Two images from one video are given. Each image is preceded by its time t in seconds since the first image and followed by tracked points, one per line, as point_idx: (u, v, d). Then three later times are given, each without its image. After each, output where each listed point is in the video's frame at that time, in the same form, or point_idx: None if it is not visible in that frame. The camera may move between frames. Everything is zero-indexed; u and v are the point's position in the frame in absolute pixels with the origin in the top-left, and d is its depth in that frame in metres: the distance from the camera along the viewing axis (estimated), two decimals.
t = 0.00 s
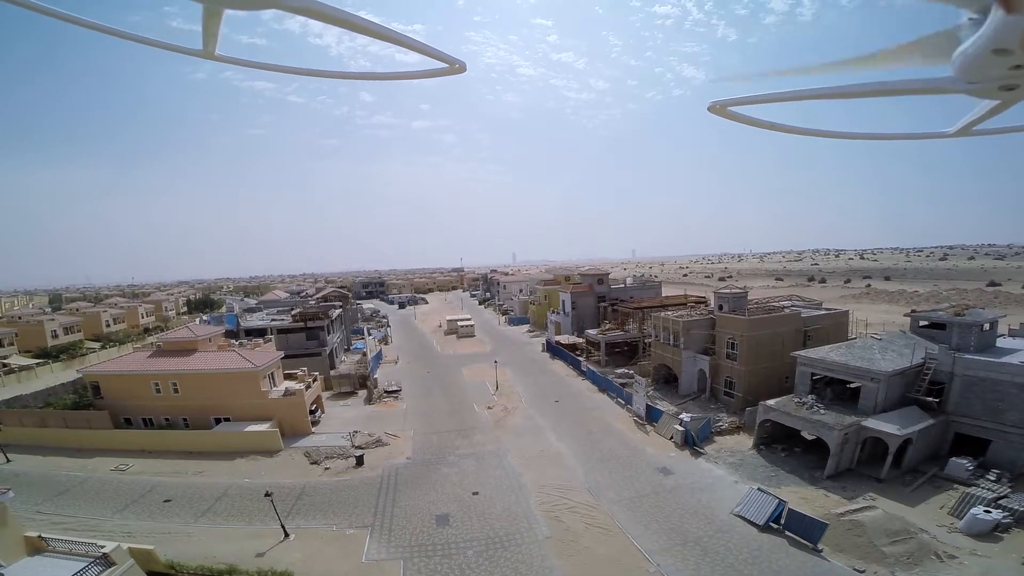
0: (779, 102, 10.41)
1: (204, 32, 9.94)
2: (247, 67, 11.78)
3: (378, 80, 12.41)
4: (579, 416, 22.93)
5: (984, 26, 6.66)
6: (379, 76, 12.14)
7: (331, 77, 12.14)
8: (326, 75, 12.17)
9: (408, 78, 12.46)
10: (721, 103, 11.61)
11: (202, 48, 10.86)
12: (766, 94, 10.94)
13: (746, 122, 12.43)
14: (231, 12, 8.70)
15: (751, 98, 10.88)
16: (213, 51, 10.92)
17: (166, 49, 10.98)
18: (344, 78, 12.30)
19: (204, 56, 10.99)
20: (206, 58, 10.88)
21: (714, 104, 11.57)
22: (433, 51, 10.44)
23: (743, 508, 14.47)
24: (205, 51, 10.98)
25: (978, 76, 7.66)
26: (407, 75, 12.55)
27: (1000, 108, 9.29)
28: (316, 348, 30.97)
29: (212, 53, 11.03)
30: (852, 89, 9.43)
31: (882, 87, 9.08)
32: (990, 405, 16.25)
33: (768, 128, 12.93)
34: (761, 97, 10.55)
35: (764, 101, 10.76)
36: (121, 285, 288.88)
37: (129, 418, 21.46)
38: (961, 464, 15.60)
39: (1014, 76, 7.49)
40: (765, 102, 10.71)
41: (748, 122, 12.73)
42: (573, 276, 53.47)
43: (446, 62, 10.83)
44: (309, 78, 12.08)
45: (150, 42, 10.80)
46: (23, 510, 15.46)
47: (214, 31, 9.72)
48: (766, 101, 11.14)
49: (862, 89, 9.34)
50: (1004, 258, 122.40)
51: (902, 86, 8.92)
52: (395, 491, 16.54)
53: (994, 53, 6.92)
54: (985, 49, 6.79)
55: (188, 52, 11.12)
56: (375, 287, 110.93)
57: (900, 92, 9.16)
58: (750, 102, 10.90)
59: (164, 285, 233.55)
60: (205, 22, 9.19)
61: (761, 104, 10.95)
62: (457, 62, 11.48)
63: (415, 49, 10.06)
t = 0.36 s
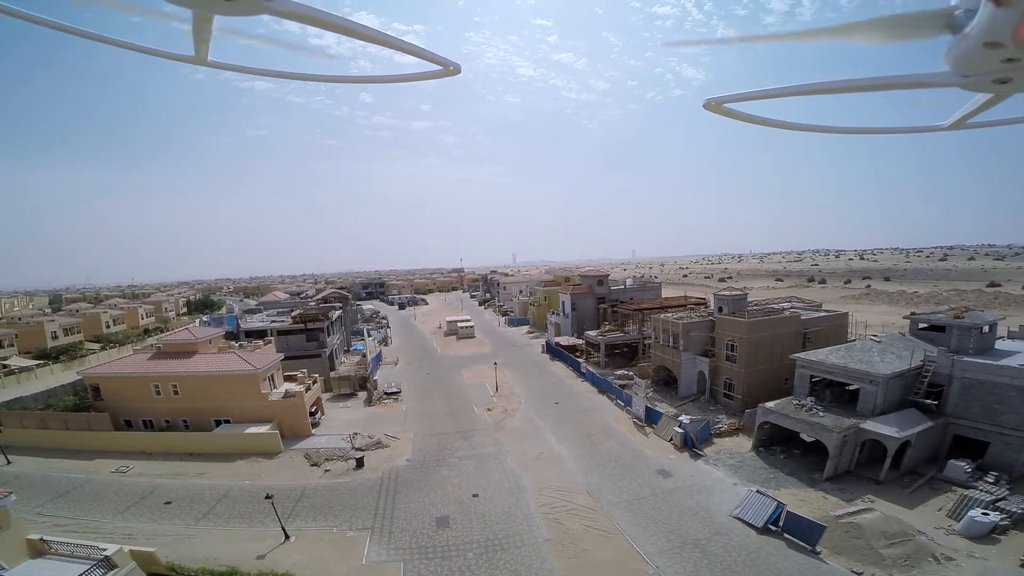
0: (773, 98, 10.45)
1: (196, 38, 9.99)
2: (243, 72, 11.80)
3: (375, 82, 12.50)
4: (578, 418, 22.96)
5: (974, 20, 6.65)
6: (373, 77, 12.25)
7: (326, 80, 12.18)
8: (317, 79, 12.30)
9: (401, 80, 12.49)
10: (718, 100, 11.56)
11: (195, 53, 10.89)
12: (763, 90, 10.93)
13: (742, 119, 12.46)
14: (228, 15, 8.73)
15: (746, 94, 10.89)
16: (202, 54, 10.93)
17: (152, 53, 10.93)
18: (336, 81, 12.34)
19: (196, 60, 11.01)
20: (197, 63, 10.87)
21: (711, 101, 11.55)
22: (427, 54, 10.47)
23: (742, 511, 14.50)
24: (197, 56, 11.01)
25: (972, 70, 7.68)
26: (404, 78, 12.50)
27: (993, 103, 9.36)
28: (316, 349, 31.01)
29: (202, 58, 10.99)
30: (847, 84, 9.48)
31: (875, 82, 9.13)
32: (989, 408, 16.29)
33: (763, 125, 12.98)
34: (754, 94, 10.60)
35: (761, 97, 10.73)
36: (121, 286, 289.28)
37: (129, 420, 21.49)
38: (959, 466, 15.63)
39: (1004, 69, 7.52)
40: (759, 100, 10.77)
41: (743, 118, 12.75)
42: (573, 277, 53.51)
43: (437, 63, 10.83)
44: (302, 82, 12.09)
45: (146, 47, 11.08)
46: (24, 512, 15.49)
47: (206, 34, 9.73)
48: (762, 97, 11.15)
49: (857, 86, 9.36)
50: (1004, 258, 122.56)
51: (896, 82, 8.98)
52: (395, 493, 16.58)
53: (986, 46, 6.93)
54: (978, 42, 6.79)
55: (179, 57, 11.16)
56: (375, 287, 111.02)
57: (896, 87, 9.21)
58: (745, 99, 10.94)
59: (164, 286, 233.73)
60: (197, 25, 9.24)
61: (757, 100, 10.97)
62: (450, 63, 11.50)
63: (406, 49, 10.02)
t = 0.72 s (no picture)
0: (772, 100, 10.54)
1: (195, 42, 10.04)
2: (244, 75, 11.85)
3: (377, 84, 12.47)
4: (578, 419, 23.01)
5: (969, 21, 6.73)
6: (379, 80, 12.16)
7: (327, 83, 12.13)
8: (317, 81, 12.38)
9: (403, 84, 12.49)
10: (715, 102, 11.58)
11: (195, 55, 10.75)
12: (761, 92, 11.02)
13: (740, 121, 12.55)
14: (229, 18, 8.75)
15: (746, 96, 10.96)
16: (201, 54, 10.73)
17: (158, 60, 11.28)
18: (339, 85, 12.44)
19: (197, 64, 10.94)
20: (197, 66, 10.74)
21: (708, 103, 11.60)
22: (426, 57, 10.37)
23: (740, 512, 14.56)
24: (197, 61, 10.98)
25: (967, 70, 7.74)
26: (403, 80, 12.49)
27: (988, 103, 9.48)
28: (316, 350, 31.07)
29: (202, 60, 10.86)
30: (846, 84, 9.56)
31: (874, 81, 9.26)
32: (987, 409, 16.34)
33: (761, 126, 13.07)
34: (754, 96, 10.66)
35: (757, 99, 10.82)
36: (121, 286, 288.93)
37: (130, 421, 21.53)
38: (957, 468, 15.68)
39: (1000, 70, 7.59)
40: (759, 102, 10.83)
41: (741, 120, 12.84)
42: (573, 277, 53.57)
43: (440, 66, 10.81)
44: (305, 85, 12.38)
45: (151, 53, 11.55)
46: (26, 513, 15.54)
47: (206, 37, 9.73)
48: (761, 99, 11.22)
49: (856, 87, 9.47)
50: (1004, 258, 122.62)
51: (894, 82, 9.08)
52: (395, 494, 16.63)
53: (981, 47, 7.01)
54: (973, 42, 6.87)
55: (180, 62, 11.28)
56: (375, 287, 111.05)
57: (893, 87, 9.33)
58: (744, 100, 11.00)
59: (164, 285, 233.60)
60: (196, 29, 9.24)
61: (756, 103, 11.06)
62: (450, 67, 11.39)
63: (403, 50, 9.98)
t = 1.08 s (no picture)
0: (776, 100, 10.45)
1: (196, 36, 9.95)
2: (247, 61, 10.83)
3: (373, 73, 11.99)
4: (578, 421, 23.05)
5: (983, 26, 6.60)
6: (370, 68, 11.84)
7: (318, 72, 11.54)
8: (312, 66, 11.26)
9: (404, 70, 12.16)
10: (720, 102, 11.39)
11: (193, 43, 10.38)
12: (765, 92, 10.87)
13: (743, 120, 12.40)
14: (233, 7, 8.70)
15: (750, 95, 10.84)
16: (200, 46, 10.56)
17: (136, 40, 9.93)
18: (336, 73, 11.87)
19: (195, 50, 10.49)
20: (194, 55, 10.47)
21: (713, 103, 11.42)
22: (429, 46, 10.13)
23: (740, 513, 14.61)
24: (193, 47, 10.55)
25: (977, 76, 7.64)
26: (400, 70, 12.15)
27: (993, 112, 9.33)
28: (316, 352, 31.11)
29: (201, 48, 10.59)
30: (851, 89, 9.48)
31: (877, 86, 9.16)
32: (986, 412, 16.39)
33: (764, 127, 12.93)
34: (758, 94, 10.56)
35: (761, 98, 10.71)
36: (121, 286, 288.95)
37: (131, 423, 21.57)
38: (956, 470, 15.72)
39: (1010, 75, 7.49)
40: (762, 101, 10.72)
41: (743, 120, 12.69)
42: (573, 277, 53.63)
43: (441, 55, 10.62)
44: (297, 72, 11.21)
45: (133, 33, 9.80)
46: (28, 515, 15.59)
47: (208, 27, 9.56)
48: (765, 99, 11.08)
49: (860, 89, 9.39)
50: (1004, 258, 122.84)
51: (899, 86, 8.96)
52: (396, 496, 16.68)
53: (991, 54, 6.91)
54: (984, 49, 6.75)
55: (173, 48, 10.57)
56: (375, 288, 111.02)
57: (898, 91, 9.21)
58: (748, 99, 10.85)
59: (164, 286, 233.44)
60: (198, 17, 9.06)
61: (760, 101, 10.94)
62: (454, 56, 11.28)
63: (404, 39, 9.62)
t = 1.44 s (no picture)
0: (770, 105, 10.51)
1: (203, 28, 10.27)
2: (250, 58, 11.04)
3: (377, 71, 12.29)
4: (578, 423, 23.08)
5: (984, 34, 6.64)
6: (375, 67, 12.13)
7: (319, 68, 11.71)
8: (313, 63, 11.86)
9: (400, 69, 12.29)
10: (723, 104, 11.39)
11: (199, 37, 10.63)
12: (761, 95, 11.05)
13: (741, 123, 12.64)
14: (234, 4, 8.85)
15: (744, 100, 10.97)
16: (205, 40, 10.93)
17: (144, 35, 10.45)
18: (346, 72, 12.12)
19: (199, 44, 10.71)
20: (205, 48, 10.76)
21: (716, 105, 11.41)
22: (431, 44, 10.37)
23: (739, 515, 14.65)
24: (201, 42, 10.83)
25: (982, 81, 7.66)
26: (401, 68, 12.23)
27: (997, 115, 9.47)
28: (317, 353, 31.18)
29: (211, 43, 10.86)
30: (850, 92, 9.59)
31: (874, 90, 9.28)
32: (986, 414, 16.41)
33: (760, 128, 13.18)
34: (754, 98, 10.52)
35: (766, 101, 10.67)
36: (121, 286, 288.93)
37: (133, 425, 21.60)
38: (955, 472, 15.75)
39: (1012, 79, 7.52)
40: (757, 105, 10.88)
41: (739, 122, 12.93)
42: (573, 278, 53.72)
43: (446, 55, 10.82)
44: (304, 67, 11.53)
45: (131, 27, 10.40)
46: (30, 517, 15.62)
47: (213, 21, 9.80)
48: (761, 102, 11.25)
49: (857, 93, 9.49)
50: (1003, 259, 123.31)
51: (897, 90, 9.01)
52: (396, 498, 16.71)
53: (994, 59, 6.94)
54: (989, 54, 6.77)
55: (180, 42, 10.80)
56: (375, 289, 110.98)
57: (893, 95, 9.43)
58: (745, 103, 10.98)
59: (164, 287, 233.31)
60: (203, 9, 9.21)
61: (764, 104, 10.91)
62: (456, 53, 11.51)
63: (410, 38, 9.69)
